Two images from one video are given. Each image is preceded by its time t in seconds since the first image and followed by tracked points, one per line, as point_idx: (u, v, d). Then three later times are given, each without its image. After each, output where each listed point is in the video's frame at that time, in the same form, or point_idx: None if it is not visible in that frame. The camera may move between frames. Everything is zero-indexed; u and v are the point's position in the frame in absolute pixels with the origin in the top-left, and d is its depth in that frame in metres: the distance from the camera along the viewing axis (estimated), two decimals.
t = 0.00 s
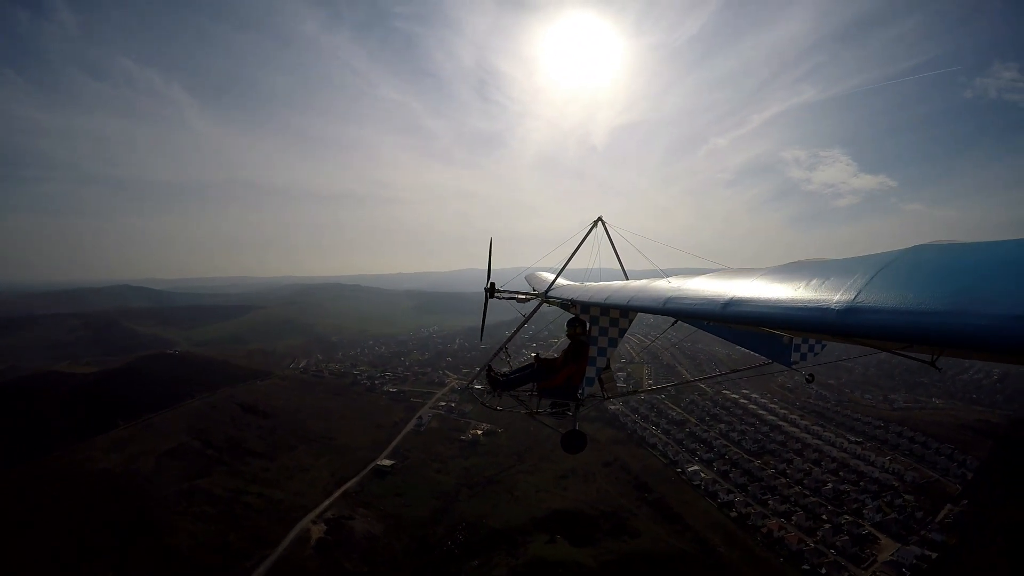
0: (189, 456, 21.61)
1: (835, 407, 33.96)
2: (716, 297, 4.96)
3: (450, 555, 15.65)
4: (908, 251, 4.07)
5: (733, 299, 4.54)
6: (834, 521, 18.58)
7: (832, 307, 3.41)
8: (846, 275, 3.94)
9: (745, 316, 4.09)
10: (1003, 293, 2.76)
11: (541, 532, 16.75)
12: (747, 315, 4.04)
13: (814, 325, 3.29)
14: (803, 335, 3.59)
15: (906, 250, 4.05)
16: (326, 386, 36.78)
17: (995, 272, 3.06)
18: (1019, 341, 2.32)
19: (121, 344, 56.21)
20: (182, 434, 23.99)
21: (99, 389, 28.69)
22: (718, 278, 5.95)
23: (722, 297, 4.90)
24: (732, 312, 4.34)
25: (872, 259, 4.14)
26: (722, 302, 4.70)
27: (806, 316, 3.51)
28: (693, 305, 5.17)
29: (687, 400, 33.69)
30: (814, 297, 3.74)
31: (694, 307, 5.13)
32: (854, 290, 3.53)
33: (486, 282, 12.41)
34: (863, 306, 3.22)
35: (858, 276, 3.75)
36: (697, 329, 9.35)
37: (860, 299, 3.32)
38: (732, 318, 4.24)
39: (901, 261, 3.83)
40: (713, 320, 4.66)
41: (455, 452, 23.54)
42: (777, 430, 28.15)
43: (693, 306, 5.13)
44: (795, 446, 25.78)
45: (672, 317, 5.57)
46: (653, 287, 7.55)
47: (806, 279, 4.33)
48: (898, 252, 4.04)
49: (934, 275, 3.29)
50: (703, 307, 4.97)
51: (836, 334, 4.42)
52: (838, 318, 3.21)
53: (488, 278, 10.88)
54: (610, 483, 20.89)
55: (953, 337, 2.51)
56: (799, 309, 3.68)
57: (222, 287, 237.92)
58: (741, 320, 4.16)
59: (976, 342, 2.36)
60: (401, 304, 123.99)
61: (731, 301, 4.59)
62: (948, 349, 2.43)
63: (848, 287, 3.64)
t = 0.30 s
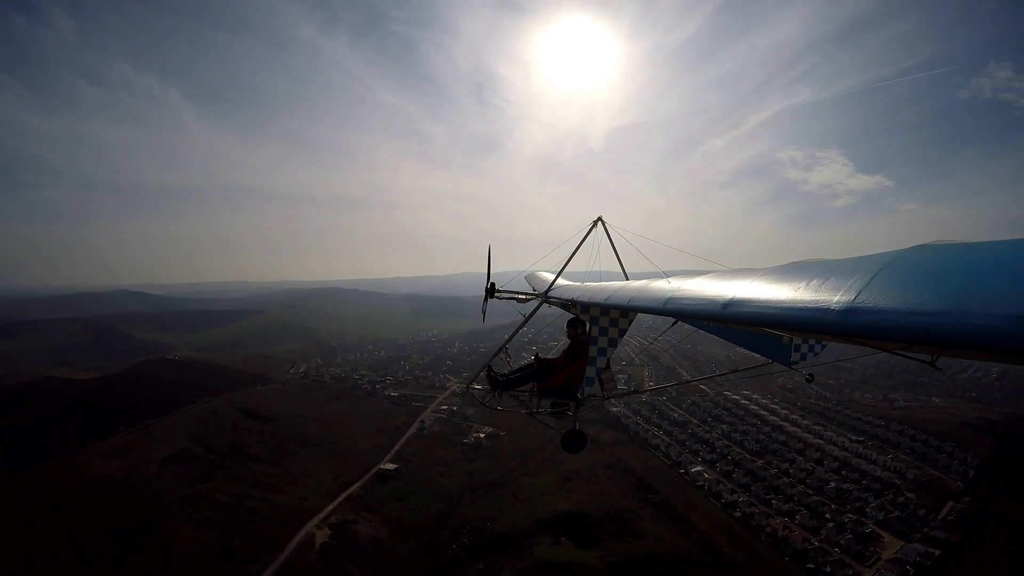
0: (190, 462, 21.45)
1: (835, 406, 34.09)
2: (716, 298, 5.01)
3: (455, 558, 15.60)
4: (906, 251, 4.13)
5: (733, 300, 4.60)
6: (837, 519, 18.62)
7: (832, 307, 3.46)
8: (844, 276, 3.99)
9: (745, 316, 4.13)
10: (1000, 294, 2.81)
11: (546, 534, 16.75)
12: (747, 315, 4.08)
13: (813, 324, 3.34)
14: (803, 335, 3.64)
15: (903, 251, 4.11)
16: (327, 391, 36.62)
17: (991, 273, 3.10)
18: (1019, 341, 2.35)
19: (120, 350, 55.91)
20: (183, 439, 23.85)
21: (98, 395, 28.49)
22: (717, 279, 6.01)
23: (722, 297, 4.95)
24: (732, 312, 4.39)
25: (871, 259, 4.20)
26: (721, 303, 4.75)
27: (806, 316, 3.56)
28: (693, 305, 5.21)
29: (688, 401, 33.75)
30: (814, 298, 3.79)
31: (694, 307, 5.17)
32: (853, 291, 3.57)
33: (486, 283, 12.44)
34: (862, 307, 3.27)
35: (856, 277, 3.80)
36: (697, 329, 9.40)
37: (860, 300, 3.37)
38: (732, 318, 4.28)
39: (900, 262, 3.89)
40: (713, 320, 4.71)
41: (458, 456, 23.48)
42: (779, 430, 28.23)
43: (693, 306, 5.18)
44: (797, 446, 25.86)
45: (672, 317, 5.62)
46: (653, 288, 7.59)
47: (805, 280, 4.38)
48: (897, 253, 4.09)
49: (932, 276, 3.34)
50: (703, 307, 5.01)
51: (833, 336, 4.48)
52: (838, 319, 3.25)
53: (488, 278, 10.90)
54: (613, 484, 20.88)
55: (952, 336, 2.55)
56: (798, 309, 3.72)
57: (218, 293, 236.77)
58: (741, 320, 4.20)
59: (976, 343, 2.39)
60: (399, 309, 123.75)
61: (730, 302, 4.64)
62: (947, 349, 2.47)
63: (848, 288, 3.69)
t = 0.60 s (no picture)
0: (195, 466, 21.44)
1: (838, 407, 34.15)
2: (716, 298, 5.05)
3: (462, 562, 15.60)
4: (906, 252, 4.17)
5: (733, 300, 4.63)
6: (842, 519, 18.64)
7: (832, 308, 3.49)
8: (844, 276, 4.03)
9: (745, 316, 4.17)
10: (1000, 293, 2.84)
11: (552, 537, 16.79)
12: (747, 315, 4.12)
13: (814, 325, 3.36)
14: (804, 335, 3.66)
15: (903, 251, 4.15)
16: (330, 395, 36.61)
17: (989, 273, 3.14)
18: (1019, 342, 2.37)
19: (122, 354, 55.87)
20: (188, 444, 23.83)
21: (102, 400, 28.46)
22: (718, 279, 6.05)
23: (722, 297, 4.99)
24: (732, 312, 4.42)
25: (870, 260, 4.24)
26: (721, 303, 4.79)
27: (806, 316, 3.58)
28: (693, 305, 5.25)
29: (691, 403, 33.78)
30: (814, 298, 3.82)
31: (694, 307, 5.21)
32: (853, 291, 3.60)
33: (486, 283, 12.47)
34: (863, 307, 3.29)
35: (857, 277, 3.83)
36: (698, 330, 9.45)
37: (860, 300, 3.40)
38: (732, 318, 4.32)
39: (900, 262, 3.93)
40: (713, 320, 4.74)
41: (463, 459, 23.48)
42: (783, 431, 28.26)
43: (693, 306, 5.22)
44: (801, 447, 25.90)
45: (673, 317, 5.65)
46: (653, 288, 7.63)
47: (805, 280, 4.42)
48: (896, 253, 4.13)
49: (930, 276, 3.38)
50: (703, 307, 5.05)
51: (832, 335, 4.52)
52: (838, 319, 3.27)
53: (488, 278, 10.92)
54: (618, 486, 20.88)
55: (952, 336, 2.58)
56: (798, 309, 3.76)
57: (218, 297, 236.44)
58: (741, 320, 4.24)
59: (977, 342, 2.41)
60: (400, 312, 123.68)
61: (731, 302, 4.68)
62: (949, 348, 2.49)
63: (847, 288, 3.72)
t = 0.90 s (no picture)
0: (202, 471, 21.47)
1: (842, 408, 34.23)
2: (716, 298, 5.09)
3: (470, 564, 15.63)
4: (906, 252, 4.20)
5: (733, 300, 4.68)
6: (849, 520, 18.68)
7: (832, 308, 3.51)
8: (845, 277, 4.05)
9: (745, 316, 4.21)
10: (999, 293, 2.86)
11: (561, 539, 16.85)
12: (747, 315, 4.15)
13: (814, 325, 3.39)
14: (804, 336, 3.69)
15: (903, 252, 4.17)
16: (335, 399, 36.61)
17: (989, 274, 3.16)
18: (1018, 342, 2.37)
19: (125, 359, 55.86)
20: (193, 449, 23.83)
21: (107, 404, 28.46)
22: (718, 279, 6.09)
23: (723, 297, 5.03)
24: (733, 312, 4.46)
25: (870, 260, 4.27)
26: (722, 303, 4.83)
27: (807, 316, 3.61)
28: (693, 305, 5.30)
29: (696, 406, 33.85)
30: (814, 299, 3.85)
31: (694, 307, 5.25)
32: (853, 292, 3.63)
33: (486, 283, 12.52)
34: (863, 307, 3.31)
35: (857, 277, 3.86)
36: (698, 330, 9.50)
37: (860, 300, 3.42)
38: (732, 318, 4.35)
39: (899, 263, 3.95)
40: (714, 320, 4.78)
41: (469, 463, 23.50)
42: (788, 433, 28.32)
43: (693, 306, 5.27)
44: (807, 448, 25.96)
45: (673, 316, 5.69)
46: (653, 288, 7.67)
47: (805, 280, 4.45)
48: (896, 253, 4.16)
49: (930, 276, 3.40)
50: (703, 307, 5.09)
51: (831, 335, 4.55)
52: (837, 319, 3.29)
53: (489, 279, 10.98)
54: (625, 489, 20.91)
55: (951, 337, 2.60)
56: (798, 310, 3.79)
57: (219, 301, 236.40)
58: (741, 319, 4.27)
59: (978, 344, 2.41)
60: (402, 316, 123.68)
61: (731, 302, 4.72)
62: (948, 349, 2.51)
63: (847, 288, 3.75)
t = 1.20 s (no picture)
0: (210, 471, 21.50)
1: (849, 410, 34.22)
2: (717, 298, 5.08)
3: (479, 565, 15.63)
4: (906, 252, 4.15)
5: (734, 299, 4.66)
6: (857, 521, 18.67)
7: (831, 308, 3.48)
8: (846, 276, 4.02)
9: (745, 316, 4.19)
10: (1001, 290, 2.83)
11: (569, 540, 16.86)
12: (747, 315, 4.14)
13: (814, 324, 3.36)
14: (803, 335, 3.67)
15: (905, 252, 4.14)
16: (342, 400, 36.62)
17: (990, 273, 3.12)
18: (1017, 341, 2.32)
19: (132, 359, 55.96)
20: (201, 449, 23.85)
21: (115, 405, 28.53)
22: (718, 279, 6.08)
23: (723, 297, 5.02)
24: (732, 312, 4.45)
25: (869, 260, 4.24)
26: (722, 303, 4.82)
27: (807, 315, 3.58)
28: (694, 306, 5.29)
29: (703, 407, 33.88)
30: (814, 299, 3.82)
31: (694, 308, 5.24)
32: (852, 291, 3.60)
33: (486, 283, 12.54)
34: (862, 307, 3.28)
35: (858, 276, 3.83)
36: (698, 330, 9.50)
37: (859, 300, 3.38)
38: (732, 318, 4.35)
39: (899, 263, 3.93)
40: (714, 320, 4.77)
41: (477, 463, 23.51)
42: (795, 434, 28.34)
43: (693, 307, 5.26)
44: (814, 449, 25.96)
45: (673, 316, 5.69)
46: (653, 288, 7.68)
47: (805, 280, 4.43)
48: (896, 253, 4.12)
49: (934, 275, 3.37)
50: (703, 307, 5.08)
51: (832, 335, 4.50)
52: (836, 318, 3.26)
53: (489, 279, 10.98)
54: (633, 490, 20.90)
55: (951, 336, 2.56)
56: (798, 309, 3.77)
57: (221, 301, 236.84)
58: (741, 319, 4.25)
59: (975, 344, 2.38)
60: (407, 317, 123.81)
61: (731, 302, 4.71)
62: (947, 349, 2.48)
63: (847, 287, 3.73)
